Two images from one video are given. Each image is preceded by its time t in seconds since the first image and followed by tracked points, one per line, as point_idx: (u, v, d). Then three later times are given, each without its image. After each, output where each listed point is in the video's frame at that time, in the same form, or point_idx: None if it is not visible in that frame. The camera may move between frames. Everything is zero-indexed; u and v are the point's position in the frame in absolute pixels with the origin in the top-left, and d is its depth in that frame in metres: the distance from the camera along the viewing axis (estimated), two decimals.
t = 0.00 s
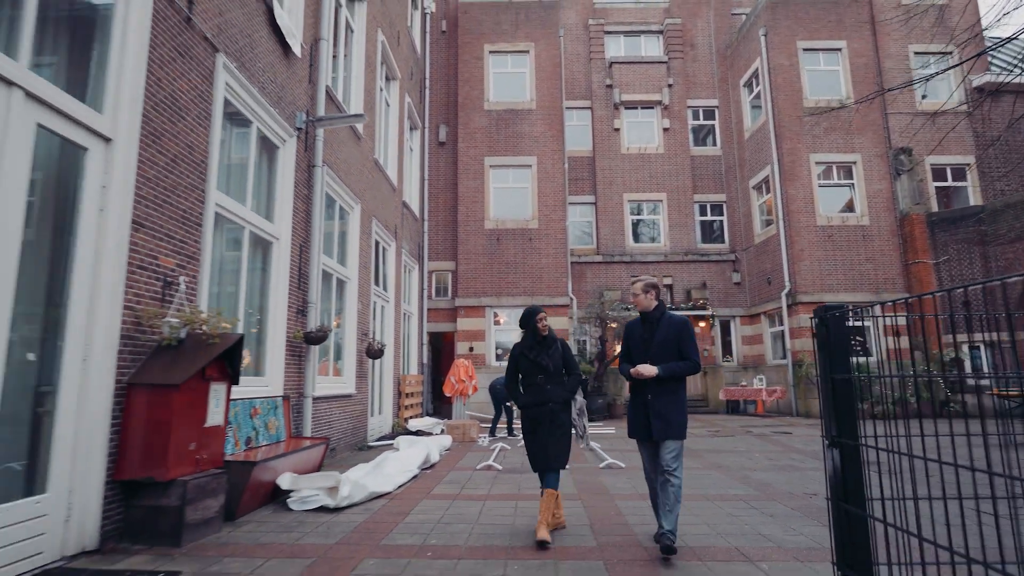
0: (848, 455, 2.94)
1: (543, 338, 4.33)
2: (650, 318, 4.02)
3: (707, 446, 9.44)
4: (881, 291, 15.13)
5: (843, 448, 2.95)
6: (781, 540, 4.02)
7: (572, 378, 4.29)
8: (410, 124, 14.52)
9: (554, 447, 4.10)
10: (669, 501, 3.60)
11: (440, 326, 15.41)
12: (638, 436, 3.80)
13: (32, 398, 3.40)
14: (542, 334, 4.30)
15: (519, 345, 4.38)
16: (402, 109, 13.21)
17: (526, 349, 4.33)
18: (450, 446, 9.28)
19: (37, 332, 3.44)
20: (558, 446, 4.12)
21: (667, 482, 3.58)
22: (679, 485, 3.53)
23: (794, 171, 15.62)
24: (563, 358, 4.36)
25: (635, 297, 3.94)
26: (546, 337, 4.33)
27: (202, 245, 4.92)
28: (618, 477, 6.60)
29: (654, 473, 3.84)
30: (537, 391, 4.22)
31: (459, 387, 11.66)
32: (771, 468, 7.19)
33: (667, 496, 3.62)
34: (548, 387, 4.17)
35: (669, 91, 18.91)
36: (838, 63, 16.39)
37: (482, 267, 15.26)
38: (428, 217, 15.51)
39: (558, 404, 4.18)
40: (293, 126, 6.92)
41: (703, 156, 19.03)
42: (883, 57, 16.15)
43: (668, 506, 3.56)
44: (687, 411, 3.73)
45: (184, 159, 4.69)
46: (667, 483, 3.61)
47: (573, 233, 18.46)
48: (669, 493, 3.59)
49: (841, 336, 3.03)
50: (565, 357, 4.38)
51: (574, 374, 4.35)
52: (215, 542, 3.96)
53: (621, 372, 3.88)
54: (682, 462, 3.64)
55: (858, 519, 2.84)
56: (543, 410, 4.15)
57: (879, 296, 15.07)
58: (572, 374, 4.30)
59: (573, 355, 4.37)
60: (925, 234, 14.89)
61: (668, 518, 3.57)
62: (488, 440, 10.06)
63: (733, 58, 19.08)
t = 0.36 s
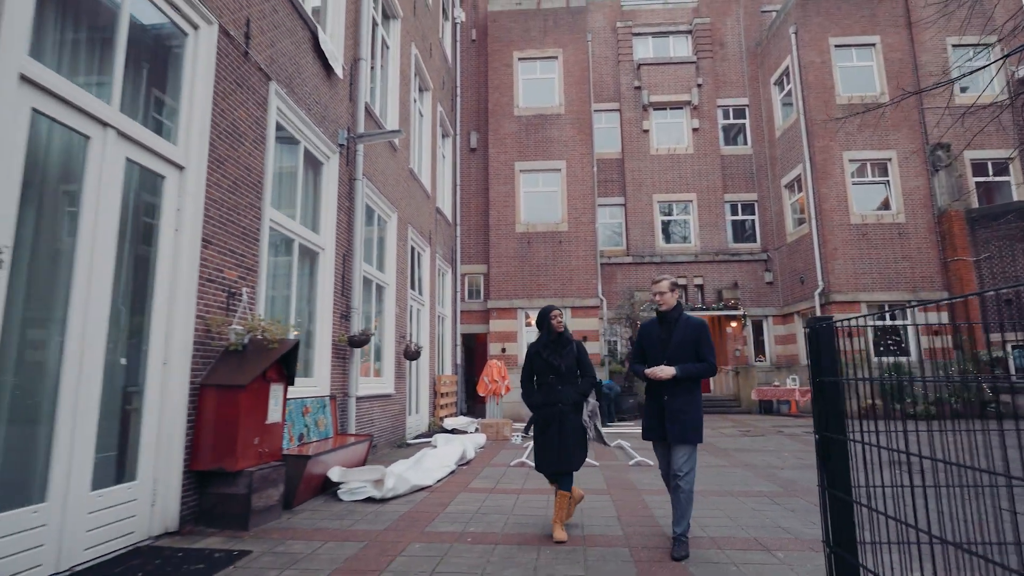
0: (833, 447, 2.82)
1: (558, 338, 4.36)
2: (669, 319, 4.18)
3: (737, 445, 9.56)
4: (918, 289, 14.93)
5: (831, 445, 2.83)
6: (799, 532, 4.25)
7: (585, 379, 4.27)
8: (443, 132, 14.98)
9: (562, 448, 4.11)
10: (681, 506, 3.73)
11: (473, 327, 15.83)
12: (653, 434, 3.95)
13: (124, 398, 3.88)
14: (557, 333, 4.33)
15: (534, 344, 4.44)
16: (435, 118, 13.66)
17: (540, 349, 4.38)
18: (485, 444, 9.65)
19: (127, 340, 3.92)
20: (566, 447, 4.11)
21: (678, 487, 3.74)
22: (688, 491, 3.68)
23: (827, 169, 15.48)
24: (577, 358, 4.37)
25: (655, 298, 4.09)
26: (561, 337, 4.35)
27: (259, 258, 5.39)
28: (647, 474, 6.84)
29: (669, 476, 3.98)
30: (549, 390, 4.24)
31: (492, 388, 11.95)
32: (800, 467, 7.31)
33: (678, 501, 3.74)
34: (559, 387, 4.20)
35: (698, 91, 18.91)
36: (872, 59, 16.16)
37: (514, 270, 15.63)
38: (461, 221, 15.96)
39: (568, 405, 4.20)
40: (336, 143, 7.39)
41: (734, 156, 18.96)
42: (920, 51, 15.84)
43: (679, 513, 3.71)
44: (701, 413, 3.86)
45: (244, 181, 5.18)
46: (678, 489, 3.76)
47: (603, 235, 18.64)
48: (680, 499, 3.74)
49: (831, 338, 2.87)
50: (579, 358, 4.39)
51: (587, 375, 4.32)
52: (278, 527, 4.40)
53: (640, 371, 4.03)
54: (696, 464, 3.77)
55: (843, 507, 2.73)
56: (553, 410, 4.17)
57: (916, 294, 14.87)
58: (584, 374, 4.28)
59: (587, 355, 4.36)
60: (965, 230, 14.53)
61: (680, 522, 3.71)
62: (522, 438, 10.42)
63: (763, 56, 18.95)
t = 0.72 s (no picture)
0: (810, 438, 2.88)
1: (555, 338, 4.47)
2: (664, 316, 4.21)
3: (750, 443, 9.77)
4: (935, 287, 14.91)
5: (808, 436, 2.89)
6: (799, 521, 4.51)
7: (583, 378, 4.42)
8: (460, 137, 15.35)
9: (565, 446, 4.30)
10: (686, 499, 3.87)
11: (490, 328, 16.18)
12: (649, 431, 3.90)
13: (174, 396, 4.27)
14: (553, 334, 4.43)
15: (532, 345, 4.55)
16: (452, 124, 14.03)
17: (538, 350, 4.49)
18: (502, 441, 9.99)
19: (176, 343, 4.32)
20: (567, 445, 4.31)
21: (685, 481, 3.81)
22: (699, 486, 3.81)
23: (842, 169, 15.52)
24: (574, 358, 4.51)
25: (651, 296, 4.10)
26: (558, 337, 4.45)
27: (291, 266, 5.77)
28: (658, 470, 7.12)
29: (652, 470, 3.88)
30: (548, 391, 4.38)
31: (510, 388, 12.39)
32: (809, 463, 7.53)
33: (685, 496, 3.85)
34: (559, 388, 4.34)
35: (712, 91, 19.02)
36: (888, 58, 16.16)
37: (530, 272, 15.95)
38: (478, 224, 16.33)
39: (567, 405, 4.35)
40: (360, 155, 7.79)
41: (748, 155, 19.04)
42: (936, 48, 15.79)
43: (686, 506, 3.87)
44: (699, 408, 3.95)
45: (277, 195, 5.56)
46: (684, 486, 3.86)
47: (618, 235, 18.86)
48: (687, 494, 3.85)
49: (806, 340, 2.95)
50: (576, 358, 4.53)
51: (584, 374, 4.46)
52: (314, 514, 4.78)
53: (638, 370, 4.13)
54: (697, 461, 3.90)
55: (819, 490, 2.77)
56: (553, 410, 4.31)
57: (933, 293, 14.85)
58: (583, 374, 4.42)
59: (584, 355, 4.51)
60: (983, 229, 14.46)
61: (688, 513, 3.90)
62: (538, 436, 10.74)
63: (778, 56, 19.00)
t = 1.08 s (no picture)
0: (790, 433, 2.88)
1: (541, 337, 4.52)
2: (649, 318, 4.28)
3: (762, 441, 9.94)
4: (953, 287, 14.86)
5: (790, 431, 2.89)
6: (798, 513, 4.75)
7: (569, 376, 4.47)
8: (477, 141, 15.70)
9: (551, 445, 4.36)
10: (682, 490, 4.08)
11: (507, 328, 16.50)
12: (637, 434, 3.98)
13: (215, 395, 4.64)
14: (540, 333, 4.49)
15: (518, 343, 4.57)
16: (469, 130, 14.37)
17: (525, 349, 4.51)
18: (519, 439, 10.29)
19: (216, 344, 4.68)
20: (555, 443, 4.36)
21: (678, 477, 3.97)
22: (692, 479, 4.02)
23: (857, 168, 15.53)
24: (561, 356, 4.55)
25: (635, 299, 4.17)
26: (544, 336, 4.51)
27: (319, 272, 6.15)
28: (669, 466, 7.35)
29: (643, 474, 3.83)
30: (536, 388, 4.43)
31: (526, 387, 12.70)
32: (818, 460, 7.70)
33: (681, 489, 4.06)
34: (546, 386, 4.39)
35: (727, 92, 19.09)
36: (904, 56, 16.11)
37: (546, 273, 16.24)
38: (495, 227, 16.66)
39: (555, 403, 4.41)
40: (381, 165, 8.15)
41: (763, 155, 19.08)
42: (953, 46, 15.71)
43: (683, 496, 4.07)
44: (686, 410, 4.03)
45: (305, 206, 5.92)
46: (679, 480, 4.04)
47: (633, 236, 19.04)
48: (682, 487, 4.06)
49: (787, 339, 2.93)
50: (562, 355, 4.56)
51: (570, 372, 4.52)
52: (342, 504, 5.15)
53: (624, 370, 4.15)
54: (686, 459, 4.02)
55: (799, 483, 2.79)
56: (540, 408, 4.37)
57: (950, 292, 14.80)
58: (568, 372, 4.47)
59: (570, 353, 4.55)
60: (1002, 227, 14.38)
61: (685, 502, 4.11)
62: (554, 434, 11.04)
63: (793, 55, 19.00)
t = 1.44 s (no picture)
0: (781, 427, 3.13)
1: (541, 338, 4.60)
2: (643, 313, 4.32)
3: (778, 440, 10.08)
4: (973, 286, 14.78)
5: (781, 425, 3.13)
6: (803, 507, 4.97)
7: (567, 377, 4.51)
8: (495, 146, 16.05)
9: (548, 446, 4.33)
10: (666, 494, 3.83)
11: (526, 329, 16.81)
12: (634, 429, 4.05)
13: (255, 392, 5.01)
14: (538, 334, 4.56)
15: (516, 345, 4.66)
16: (486, 136, 14.71)
17: (523, 351, 4.59)
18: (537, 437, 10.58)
19: (256, 346, 5.06)
20: (551, 443, 4.33)
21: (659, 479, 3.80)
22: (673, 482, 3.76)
23: (875, 168, 15.50)
24: (559, 358, 4.61)
25: (628, 294, 4.27)
26: (543, 338, 4.59)
27: (346, 277, 6.50)
28: (683, 463, 7.57)
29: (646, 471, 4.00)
30: (534, 390, 4.47)
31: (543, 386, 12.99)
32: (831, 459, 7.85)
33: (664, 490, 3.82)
34: (544, 387, 4.43)
35: (743, 93, 19.13)
36: (922, 55, 16.04)
37: (563, 275, 16.50)
38: (512, 230, 16.98)
39: (553, 403, 4.43)
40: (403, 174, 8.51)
41: (780, 155, 19.08)
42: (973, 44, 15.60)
43: (665, 501, 3.82)
44: (680, 405, 3.99)
45: (335, 215, 6.30)
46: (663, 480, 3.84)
47: (650, 237, 19.18)
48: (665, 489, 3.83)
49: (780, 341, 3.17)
50: (561, 357, 4.63)
51: (569, 374, 4.57)
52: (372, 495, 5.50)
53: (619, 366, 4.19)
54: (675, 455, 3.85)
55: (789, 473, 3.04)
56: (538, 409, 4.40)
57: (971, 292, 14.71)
58: (566, 373, 4.52)
59: (569, 355, 4.61)
60: None
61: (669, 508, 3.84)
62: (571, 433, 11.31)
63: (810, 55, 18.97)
